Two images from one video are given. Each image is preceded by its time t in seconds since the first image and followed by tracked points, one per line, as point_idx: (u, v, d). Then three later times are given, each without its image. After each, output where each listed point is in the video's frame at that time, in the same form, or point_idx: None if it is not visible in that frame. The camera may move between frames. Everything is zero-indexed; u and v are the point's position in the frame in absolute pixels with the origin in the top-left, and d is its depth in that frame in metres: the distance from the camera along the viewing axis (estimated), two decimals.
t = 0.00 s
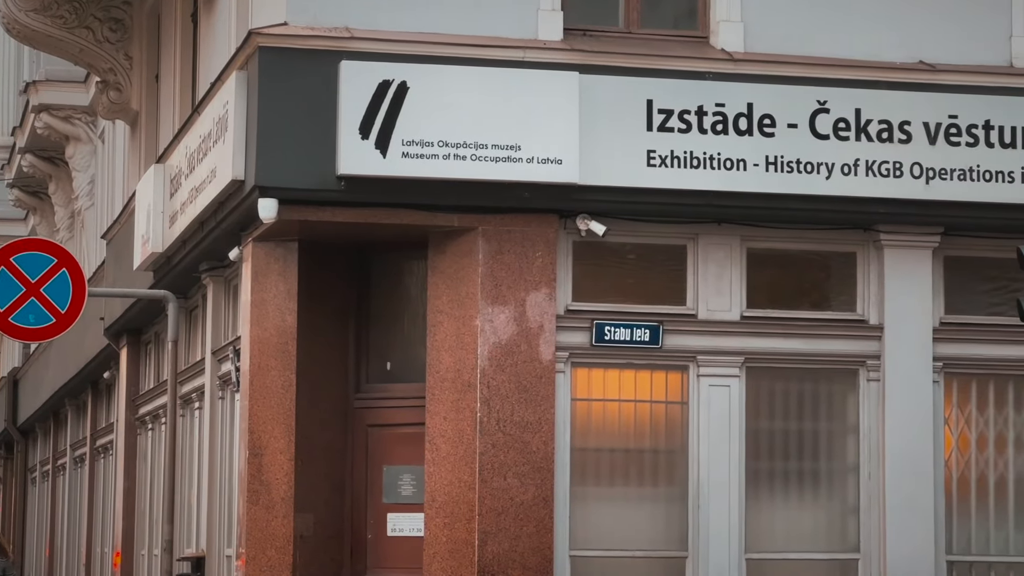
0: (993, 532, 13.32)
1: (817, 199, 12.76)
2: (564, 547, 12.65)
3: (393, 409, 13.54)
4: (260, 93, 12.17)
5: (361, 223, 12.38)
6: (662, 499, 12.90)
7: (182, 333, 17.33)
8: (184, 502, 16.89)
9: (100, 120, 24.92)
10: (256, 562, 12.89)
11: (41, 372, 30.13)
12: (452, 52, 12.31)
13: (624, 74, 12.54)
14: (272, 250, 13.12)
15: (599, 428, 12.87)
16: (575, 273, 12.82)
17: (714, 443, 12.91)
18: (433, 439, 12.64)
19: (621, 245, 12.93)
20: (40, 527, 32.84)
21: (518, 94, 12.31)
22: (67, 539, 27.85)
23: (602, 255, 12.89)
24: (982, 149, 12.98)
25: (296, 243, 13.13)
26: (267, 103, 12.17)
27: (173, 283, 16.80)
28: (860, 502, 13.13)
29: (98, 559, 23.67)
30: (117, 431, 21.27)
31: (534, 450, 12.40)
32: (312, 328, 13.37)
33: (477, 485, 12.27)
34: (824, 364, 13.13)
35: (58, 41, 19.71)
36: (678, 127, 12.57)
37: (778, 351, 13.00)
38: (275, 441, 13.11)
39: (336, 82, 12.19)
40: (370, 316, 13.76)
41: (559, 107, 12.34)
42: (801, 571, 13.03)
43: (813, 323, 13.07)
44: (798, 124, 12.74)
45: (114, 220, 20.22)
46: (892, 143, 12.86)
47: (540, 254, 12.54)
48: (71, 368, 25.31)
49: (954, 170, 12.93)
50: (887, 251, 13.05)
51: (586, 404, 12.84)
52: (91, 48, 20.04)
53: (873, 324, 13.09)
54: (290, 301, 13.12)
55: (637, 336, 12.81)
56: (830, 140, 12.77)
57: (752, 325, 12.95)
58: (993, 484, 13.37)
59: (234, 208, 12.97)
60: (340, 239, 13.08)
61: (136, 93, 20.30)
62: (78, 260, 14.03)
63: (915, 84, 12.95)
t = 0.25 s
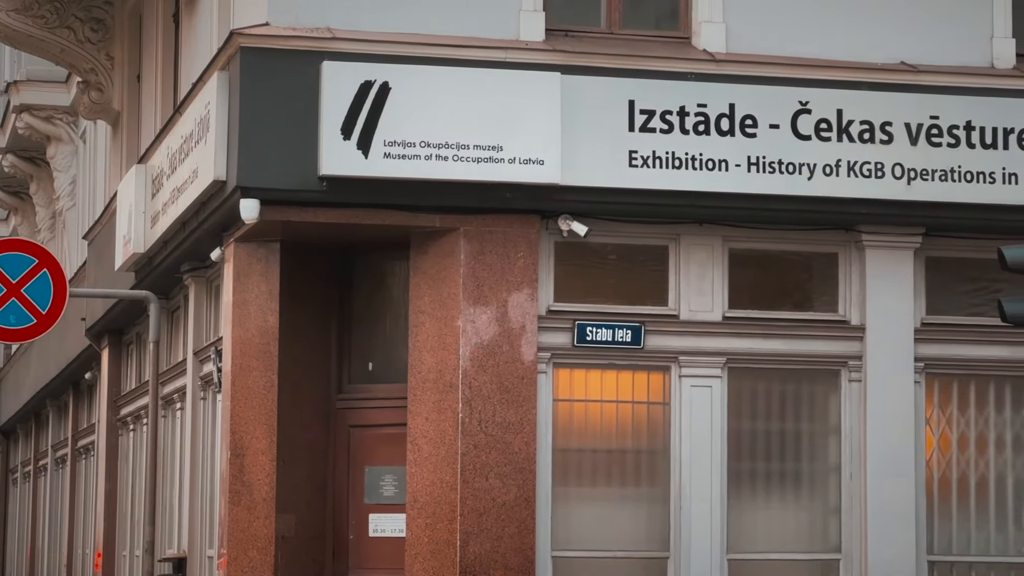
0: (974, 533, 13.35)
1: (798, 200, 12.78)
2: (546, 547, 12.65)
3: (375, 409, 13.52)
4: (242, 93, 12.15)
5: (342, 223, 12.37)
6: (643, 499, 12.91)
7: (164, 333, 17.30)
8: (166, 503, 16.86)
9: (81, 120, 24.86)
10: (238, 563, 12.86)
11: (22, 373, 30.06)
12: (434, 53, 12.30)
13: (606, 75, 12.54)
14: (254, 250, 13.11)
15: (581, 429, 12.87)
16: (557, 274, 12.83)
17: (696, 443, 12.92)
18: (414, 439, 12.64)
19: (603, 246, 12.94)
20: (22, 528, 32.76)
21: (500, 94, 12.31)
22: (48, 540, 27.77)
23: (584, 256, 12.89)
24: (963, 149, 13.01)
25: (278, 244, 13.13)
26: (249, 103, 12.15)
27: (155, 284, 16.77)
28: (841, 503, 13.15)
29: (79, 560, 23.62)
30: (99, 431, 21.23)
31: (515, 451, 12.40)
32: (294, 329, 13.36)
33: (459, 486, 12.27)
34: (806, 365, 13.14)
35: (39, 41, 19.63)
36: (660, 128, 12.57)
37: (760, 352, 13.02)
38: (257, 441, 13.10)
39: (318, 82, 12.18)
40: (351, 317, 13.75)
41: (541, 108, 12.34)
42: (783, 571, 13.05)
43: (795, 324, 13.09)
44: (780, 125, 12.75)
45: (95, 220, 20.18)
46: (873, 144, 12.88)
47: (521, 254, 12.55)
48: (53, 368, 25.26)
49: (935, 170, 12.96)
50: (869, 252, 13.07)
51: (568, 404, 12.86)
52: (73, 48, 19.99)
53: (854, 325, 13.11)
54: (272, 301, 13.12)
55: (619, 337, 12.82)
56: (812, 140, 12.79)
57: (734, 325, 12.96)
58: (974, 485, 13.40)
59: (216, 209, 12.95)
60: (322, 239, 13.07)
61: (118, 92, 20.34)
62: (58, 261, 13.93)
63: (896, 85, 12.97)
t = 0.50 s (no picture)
0: (955, 532, 13.35)
1: (779, 200, 12.81)
2: (527, 547, 12.66)
3: (355, 409, 13.51)
4: (223, 93, 12.14)
5: (323, 223, 12.37)
6: (624, 500, 12.92)
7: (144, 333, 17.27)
8: (146, 503, 16.83)
9: (62, 120, 24.80)
10: (219, 563, 12.81)
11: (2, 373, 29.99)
12: (414, 53, 12.31)
13: (588, 75, 12.55)
14: (235, 249, 13.12)
15: (562, 429, 12.87)
16: (537, 274, 12.84)
17: (677, 444, 12.94)
18: (395, 439, 12.66)
19: (584, 246, 12.95)
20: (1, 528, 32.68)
21: (481, 94, 12.32)
22: (28, 541, 27.72)
23: (565, 256, 12.91)
24: (943, 150, 13.04)
25: (259, 243, 13.13)
26: (230, 103, 12.14)
27: (135, 284, 16.74)
28: (822, 503, 13.14)
29: (59, 560, 23.57)
30: (78, 431, 21.19)
31: (497, 451, 12.41)
32: (275, 330, 13.35)
33: (440, 486, 12.28)
34: (787, 365, 13.16)
35: (19, 40, 19.56)
36: (641, 128, 12.58)
37: (741, 352, 13.04)
38: (238, 441, 13.07)
39: (298, 82, 12.17)
40: (332, 317, 13.75)
41: (521, 108, 12.35)
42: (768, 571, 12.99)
43: (775, 324, 13.11)
44: (761, 125, 12.78)
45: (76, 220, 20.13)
46: (854, 144, 12.90)
47: (502, 255, 12.56)
48: (33, 368, 25.20)
49: (915, 171, 12.99)
50: (849, 252, 13.10)
51: (549, 404, 12.85)
52: (54, 48, 19.96)
53: (835, 325, 13.14)
54: (253, 300, 13.12)
55: (600, 337, 12.83)
56: (793, 140, 12.81)
57: (714, 325, 12.98)
58: (954, 484, 13.42)
59: (197, 208, 12.93)
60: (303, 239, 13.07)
61: (98, 92, 20.27)
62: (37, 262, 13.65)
63: (876, 85, 13.00)
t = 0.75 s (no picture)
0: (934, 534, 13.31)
1: (758, 201, 12.83)
2: (505, 549, 12.66)
3: (334, 410, 13.51)
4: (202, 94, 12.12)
5: (302, 224, 12.36)
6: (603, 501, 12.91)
7: (122, 334, 17.23)
8: (124, 505, 16.80)
9: (40, 121, 24.74)
10: (197, 564, 12.85)
11: None
12: (393, 55, 12.31)
13: (567, 77, 12.56)
14: (213, 251, 13.10)
15: (541, 430, 12.88)
16: (516, 275, 12.85)
17: (656, 445, 12.95)
18: (374, 441, 12.62)
19: (563, 247, 12.96)
20: None
21: (460, 96, 12.33)
22: (6, 543, 27.65)
23: (544, 257, 12.91)
24: (922, 151, 13.07)
25: (238, 245, 13.12)
26: (209, 104, 12.13)
27: (113, 285, 16.70)
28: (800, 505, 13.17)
29: (38, 562, 23.51)
30: (57, 432, 21.14)
31: (475, 452, 12.41)
32: (254, 331, 13.34)
33: (418, 487, 12.28)
34: (766, 367, 13.18)
35: None
36: (620, 129, 12.60)
37: (720, 353, 13.07)
38: (217, 441, 13.09)
39: (277, 83, 12.16)
40: (311, 319, 13.73)
41: (501, 109, 12.35)
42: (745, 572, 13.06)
43: (754, 325, 13.13)
44: (740, 127, 12.80)
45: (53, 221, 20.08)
46: (833, 146, 12.93)
47: (481, 256, 12.57)
48: (11, 370, 25.14)
49: (894, 173, 13.02)
50: (828, 253, 13.13)
51: (528, 406, 12.87)
52: (30, 49, 19.85)
53: (814, 326, 13.17)
54: (232, 301, 13.12)
55: (579, 338, 12.84)
56: (772, 142, 12.84)
57: (693, 327, 13.00)
58: (932, 485, 13.46)
59: (176, 209, 12.91)
60: (282, 240, 13.06)
61: (77, 93, 20.17)
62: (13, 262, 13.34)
63: (855, 87, 13.03)
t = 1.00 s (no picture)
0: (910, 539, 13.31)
1: (734, 205, 12.85)
2: (482, 553, 12.65)
3: (310, 414, 13.47)
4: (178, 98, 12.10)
5: (278, 228, 12.35)
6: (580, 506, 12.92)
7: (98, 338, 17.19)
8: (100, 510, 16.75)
9: (16, 124, 24.69)
10: (173, 568, 12.85)
11: None
12: (370, 58, 12.30)
13: (544, 80, 12.57)
14: (190, 255, 13.10)
15: (517, 434, 12.88)
16: (493, 279, 12.85)
17: (633, 449, 12.95)
18: (350, 444, 12.60)
19: (540, 252, 12.96)
20: None
21: (436, 99, 12.32)
22: None
23: (521, 261, 12.91)
24: (899, 155, 13.10)
25: (215, 248, 13.11)
26: (185, 107, 12.10)
27: (89, 288, 16.65)
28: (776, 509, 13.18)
29: (13, 566, 23.44)
30: (32, 436, 21.08)
31: (451, 456, 12.41)
32: (230, 335, 13.32)
33: (394, 491, 12.27)
34: (743, 371, 13.21)
35: None
36: (596, 133, 12.61)
37: (697, 357, 13.08)
38: (192, 445, 13.07)
39: (254, 86, 12.14)
40: (287, 322, 13.69)
41: (477, 113, 12.35)
42: None
43: (731, 329, 13.15)
44: (717, 130, 12.82)
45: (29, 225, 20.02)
46: (809, 149, 12.96)
47: (458, 260, 12.56)
48: None
49: (870, 176, 13.05)
50: (804, 258, 13.16)
51: (504, 410, 12.87)
52: (8, 52, 19.70)
53: (790, 330, 13.20)
54: (207, 304, 13.10)
55: (555, 342, 12.83)
56: (748, 146, 12.86)
57: (670, 331, 13.01)
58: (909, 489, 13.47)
59: (152, 213, 12.88)
60: (259, 243, 13.04)
61: (52, 96, 20.13)
62: None
63: (831, 91, 13.06)
